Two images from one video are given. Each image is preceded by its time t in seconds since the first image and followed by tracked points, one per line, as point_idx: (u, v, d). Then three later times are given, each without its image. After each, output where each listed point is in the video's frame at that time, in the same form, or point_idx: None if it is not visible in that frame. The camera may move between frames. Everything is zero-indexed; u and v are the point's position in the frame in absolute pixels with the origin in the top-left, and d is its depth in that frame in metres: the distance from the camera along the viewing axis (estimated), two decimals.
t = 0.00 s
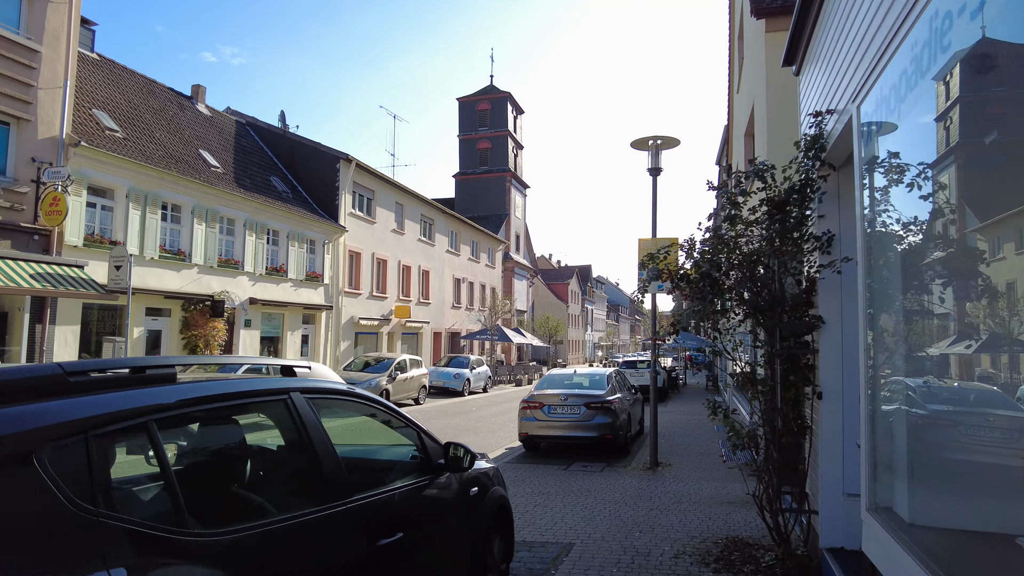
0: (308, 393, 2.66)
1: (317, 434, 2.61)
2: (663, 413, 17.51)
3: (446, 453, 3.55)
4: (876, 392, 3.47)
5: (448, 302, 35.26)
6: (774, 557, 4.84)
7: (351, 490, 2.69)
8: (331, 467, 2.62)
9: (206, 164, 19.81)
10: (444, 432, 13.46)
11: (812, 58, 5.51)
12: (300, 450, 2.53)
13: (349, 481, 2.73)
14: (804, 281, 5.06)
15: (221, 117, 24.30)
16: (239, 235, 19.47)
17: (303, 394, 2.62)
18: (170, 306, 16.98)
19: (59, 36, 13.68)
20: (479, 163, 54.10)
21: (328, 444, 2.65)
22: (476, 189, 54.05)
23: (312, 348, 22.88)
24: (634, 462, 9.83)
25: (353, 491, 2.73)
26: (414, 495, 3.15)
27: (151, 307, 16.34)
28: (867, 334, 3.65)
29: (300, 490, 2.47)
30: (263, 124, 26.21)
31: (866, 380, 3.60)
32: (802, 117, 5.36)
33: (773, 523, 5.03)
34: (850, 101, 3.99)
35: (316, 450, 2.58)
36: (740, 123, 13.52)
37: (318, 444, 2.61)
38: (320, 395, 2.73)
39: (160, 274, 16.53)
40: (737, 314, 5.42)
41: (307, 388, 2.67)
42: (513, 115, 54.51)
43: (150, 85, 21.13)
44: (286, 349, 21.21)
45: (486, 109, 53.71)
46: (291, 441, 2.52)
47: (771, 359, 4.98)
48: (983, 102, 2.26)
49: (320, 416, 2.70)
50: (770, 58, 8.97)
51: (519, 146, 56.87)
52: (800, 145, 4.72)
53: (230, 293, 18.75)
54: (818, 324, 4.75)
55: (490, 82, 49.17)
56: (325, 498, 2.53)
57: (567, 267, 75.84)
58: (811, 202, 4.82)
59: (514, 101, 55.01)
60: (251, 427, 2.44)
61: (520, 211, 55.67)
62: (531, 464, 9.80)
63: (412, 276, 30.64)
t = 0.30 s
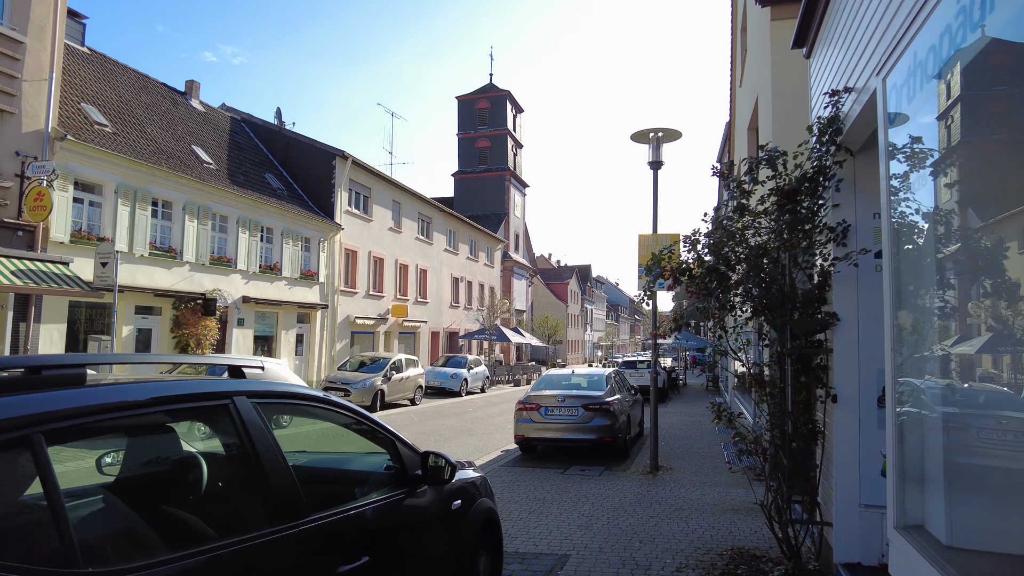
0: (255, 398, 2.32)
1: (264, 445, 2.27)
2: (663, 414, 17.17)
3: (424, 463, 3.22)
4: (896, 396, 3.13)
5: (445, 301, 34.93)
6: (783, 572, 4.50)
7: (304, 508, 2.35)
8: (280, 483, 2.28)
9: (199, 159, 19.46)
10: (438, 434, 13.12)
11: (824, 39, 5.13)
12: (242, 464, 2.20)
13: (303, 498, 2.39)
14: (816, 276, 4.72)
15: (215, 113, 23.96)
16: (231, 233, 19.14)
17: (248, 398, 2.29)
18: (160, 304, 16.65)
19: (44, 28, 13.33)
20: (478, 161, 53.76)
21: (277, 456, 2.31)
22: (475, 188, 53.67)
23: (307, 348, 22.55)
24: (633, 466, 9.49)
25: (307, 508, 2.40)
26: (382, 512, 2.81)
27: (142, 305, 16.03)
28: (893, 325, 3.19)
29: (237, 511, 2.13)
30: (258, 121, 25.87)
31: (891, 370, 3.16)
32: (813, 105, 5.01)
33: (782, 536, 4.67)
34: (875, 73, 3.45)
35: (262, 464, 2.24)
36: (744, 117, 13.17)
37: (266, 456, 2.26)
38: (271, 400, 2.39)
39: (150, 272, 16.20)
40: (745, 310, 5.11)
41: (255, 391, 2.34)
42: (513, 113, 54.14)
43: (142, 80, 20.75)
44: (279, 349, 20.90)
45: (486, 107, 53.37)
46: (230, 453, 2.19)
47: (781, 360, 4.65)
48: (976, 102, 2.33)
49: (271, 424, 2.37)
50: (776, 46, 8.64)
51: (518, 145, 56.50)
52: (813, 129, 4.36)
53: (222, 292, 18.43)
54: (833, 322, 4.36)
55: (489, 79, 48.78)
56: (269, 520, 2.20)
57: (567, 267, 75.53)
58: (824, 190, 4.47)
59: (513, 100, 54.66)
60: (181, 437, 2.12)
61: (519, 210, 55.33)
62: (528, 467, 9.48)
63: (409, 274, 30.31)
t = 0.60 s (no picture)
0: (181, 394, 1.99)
1: (186, 448, 1.92)
2: (664, 414, 16.79)
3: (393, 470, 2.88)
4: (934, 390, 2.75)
5: (444, 299, 34.56)
6: None
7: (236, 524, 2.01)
8: (204, 492, 1.93)
9: (191, 154, 19.09)
10: (433, 433, 12.76)
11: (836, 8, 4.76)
12: (159, 473, 1.86)
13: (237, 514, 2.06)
14: (830, 262, 4.39)
15: (209, 108, 23.59)
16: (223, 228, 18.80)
17: (168, 395, 1.95)
18: (150, 301, 16.30)
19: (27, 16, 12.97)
20: (477, 159, 53.36)
21: (203, 462, 1.96)
22: (474, 185, 53.29)
23: (302, 345, 22.19)
24: (633, 467, 9.13)
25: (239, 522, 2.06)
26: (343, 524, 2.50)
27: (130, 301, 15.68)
28: (925, 311, 2.81)
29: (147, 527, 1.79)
30: (252, 115, 25.50)
31: (923, 365, 2.78)
32: (824, 79, 4.63)
33: (792, 545, 4.32)
34: (904, 26, 2.99)
35: (179, 470, 1.89)
36: (746, 107, 12.84)
37: (189, 460, 1.92)
38: (201, 396, 2.05)
39: (139, 268, 15.85)
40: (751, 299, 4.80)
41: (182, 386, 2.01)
42: (512, 110, 53.74)
43: (133, 73, 20.38)
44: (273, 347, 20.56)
45: (485, 104, 52.98)
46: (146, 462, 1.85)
47: (792, 353, 4.32)
48: (986, 96, 2.43)
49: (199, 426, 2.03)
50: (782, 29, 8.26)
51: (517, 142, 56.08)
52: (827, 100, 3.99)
53: (213, 288, 18.08)
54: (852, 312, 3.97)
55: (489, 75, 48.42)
56: (193, 540, 1.86)
57: (567, 266, 75.14)
58: (839, 168, 4.12)
59: (513, 97, 54.23)
60: (92, 442, 1.78)
61: (519, 208, 54.92)
62: (523, 468, 9.13)
63: (406, 271, 29.96)
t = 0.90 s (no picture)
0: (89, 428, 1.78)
1: (61, 471, 1.66)
2: (667, 417, 16.40)
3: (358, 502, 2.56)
4: (990, 404, 2.37)
5: (443, 299, 34.22)
6: None
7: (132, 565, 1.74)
8: (93, 540, 1.66)
9: (184, 152, 18.79)
10: (429, 437, 12.43)
11: None
12: (32, 520, 1.61)
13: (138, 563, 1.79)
14: (849, 262, 4.06)
15: (204, 106, 23.28)
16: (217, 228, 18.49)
17: (56, 427, 1.70)
18: (141, 302, 15.97)
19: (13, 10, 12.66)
20: (477, 158, 53.02)
21: (87, 493, 1.69)
22: (475, 185, 52.91)
23: (298, 347, 21.89)
24: (635, 475, 8.79)
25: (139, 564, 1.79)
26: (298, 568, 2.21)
27: (121, 303, 15.35)
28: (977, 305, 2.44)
29: None
30: (249, 114, 25.19)
31: (977, 375, 2.42)
32: (841, 64, 4.28)
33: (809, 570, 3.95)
34: None
35: (57, 514, 1.63)
36: (751, 102, 12.47)
37: (71, 493, 1.66)
38: (98, 427, 1.79)
39: (130, 268, 15.52)
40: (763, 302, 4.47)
41: (89, 417, 1.79)
42: (512, 109, 53.39)
43: (126, 70, 20.07)
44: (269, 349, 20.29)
45: (485, 103, 52.63)
46: (17, 508, 1.59)
47: (808, 362, 3.98)
48: (983, 87, 2.37)
49: (95, 460, 1.78)
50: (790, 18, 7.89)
51: (518, 141, 55.71)
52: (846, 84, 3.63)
53: (206, 289, 17.75)
54: (877, 316, 3.62)
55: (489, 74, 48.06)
56: None
57: (568, 266, 74.77)
58: (859, 159, 3.78)
59: (513, 96, 53.87)
60: None
61: (519, 208, 54.56)
62: (521, 476, 8.79)
63: (405, 271, 29.62)
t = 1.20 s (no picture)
0: (45, 425, 1.60)
1: None
2: (670, 417, 16.03)
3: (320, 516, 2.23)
4: None
5: (443, 298, 33.84)
6: None
7: None
8: None
9: (179, 146, 18.45)
10: (426, 438, 12.04)
11: None
12: None
13: None
14: (880, 245, 3.69)
15: (200, 101, 22.94)
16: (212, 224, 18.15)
17: None
18: (133, 298, 15.61)
19: None
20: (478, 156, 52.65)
21: None
22: (475, 183, 52.50)
23: (295, 345, 21.52)
24: (639, 477, 8.41)
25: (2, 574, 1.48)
26: None
27: (112, 299, 15.01)
28: None
29: None
30: (246, 109, 24.86)
31: None
32: (870, 31, 3.92)
33: None
34: None
35: None
36: (758, 93, 12.11)
37: None
38: None
39: (122, 264, 15.18)
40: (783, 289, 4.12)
41: (37, 413, 1.59)
42: (513, 107, 53.03)
43: (120, 64, 19.73)
44: (264, 347, 19.98)
45: (486, 101, 52.25)
46: None
47: (834, 356, 3.61)
48: None
49: None
50: None
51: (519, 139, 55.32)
52: (880, 45, 3.26)
53: (201, 285, 17.42)
54: (916, 303, 3.24)
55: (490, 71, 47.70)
56: None
57: (569, 265, 74.36)
58: (892, 131, 3.42)
59: (513, 93, 53.48)
60: None
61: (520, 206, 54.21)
62: (520, 479, 8.43)
63: (405, 269, 29.26)
